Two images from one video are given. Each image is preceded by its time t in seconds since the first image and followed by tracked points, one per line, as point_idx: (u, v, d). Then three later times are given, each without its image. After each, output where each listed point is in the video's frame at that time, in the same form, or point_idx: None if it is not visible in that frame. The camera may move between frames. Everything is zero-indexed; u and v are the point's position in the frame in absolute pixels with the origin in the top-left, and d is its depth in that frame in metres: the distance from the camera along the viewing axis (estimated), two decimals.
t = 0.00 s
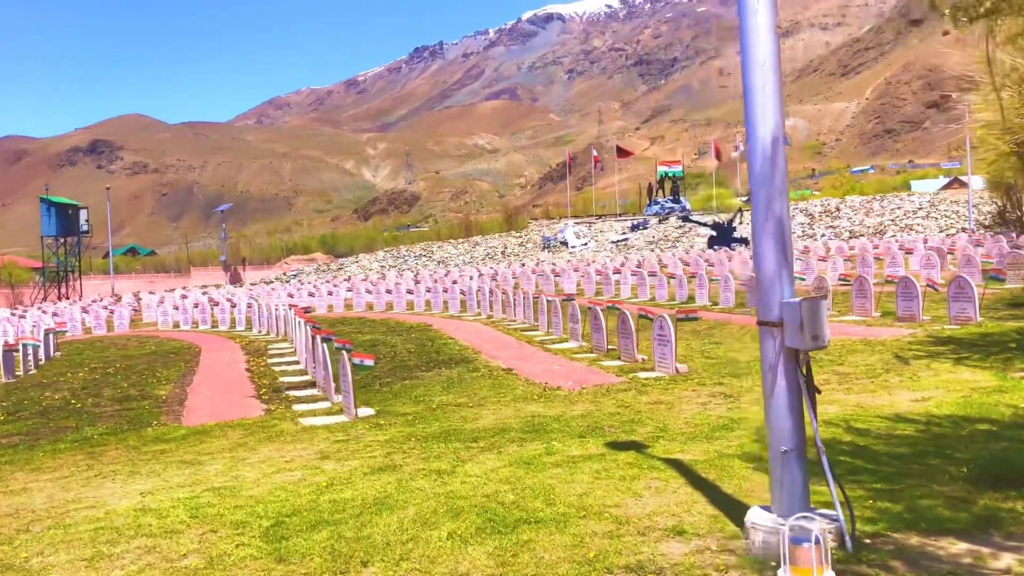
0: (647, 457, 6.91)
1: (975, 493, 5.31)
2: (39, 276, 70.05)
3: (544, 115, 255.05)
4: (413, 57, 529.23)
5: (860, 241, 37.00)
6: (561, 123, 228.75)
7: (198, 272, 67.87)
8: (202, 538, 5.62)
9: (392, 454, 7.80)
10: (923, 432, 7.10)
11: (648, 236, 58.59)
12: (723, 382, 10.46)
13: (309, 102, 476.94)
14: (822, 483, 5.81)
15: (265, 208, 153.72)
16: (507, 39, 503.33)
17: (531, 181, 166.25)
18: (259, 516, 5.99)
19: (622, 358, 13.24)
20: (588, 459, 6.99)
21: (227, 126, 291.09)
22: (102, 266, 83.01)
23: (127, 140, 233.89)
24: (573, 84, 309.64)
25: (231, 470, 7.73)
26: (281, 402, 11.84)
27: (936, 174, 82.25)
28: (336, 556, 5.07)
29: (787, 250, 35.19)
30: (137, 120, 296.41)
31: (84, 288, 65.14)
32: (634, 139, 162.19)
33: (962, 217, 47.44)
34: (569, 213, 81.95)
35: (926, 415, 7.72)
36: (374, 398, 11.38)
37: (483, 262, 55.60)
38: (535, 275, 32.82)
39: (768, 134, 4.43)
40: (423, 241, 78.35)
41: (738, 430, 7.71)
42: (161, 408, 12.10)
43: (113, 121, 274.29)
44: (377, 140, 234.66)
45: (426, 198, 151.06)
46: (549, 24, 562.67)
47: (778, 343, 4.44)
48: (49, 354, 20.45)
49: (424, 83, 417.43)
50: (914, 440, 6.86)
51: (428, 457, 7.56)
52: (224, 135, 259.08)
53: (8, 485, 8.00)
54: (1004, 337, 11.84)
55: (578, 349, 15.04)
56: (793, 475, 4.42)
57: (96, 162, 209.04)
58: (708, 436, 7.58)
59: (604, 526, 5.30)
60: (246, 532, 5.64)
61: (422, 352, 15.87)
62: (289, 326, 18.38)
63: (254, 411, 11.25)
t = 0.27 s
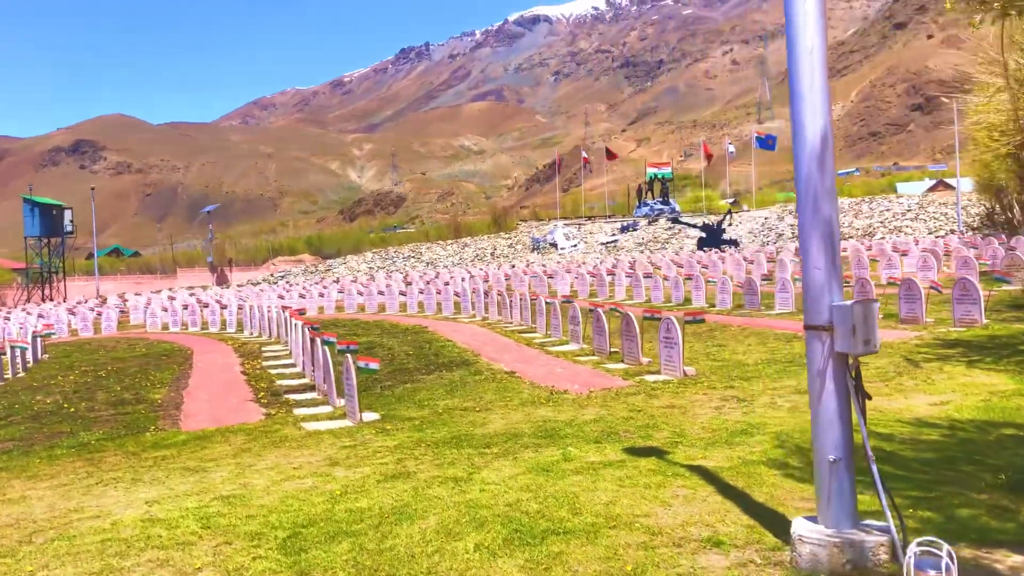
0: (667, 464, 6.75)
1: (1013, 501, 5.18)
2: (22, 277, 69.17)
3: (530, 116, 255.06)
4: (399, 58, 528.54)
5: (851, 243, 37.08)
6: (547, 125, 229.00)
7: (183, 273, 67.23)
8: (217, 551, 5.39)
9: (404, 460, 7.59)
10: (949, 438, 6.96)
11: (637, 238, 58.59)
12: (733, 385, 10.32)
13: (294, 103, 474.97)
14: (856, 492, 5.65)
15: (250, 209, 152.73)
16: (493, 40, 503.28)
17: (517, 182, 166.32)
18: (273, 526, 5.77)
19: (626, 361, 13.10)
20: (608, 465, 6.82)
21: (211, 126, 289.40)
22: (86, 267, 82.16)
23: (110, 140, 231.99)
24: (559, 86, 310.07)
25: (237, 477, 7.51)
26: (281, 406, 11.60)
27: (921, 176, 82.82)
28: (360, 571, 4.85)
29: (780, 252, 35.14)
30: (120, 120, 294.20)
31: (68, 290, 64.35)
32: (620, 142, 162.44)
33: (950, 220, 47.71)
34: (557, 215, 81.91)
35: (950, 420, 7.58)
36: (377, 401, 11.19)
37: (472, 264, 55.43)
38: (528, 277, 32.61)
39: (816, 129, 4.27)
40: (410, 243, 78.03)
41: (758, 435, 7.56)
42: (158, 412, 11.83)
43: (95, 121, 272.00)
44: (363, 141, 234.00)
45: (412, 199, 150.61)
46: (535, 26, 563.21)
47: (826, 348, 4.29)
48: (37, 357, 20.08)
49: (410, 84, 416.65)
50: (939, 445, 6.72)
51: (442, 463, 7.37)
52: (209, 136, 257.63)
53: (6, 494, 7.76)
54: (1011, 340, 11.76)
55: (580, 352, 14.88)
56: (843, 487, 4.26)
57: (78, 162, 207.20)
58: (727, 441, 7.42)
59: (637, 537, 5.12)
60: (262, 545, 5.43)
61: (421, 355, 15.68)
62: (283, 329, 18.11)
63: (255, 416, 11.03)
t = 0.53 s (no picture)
0: (686, 465, 6.57)
1: None
2: None
3: (512, 116, 254.81)
4: (381, 57, 527.19)
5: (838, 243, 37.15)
6: (530, 125, 229.03)
7: (164, 272, 66.50)
8: (228, 558, 5.16)
9: (412, 461, 7.39)
10: (971, 437, 6.82)
11: (622, 237, 58.58)
12: (740, 385, 10.18)
13: (274, 101, 471.66)
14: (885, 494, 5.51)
15: (230, 208, 151.48)
16: (475, 39, 502.40)
17: (499, 182, 166.15)
18: (280, 533, 5.56)
19: (626, 361, 12.95)
20: (626, 468, 6.63)
21: (190, 125, 287.14)
22: (64, 266, 81.14)
23: (87, 138, 229.49)
24: (541, 86, 310.36)
25: (240, 481, 7.27)
26: (276, 407, 11.35)
27: (902, 177, 83.44)
28: None
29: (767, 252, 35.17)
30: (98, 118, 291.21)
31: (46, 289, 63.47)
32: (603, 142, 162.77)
33: (934, 220, 48.02)
34: (541, 215, 81.83)
35: (967, 420, 7.45)
36: (376, 401, 10.97)
37: (457, 263, 55.20)
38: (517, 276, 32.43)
39: (860, 117, 4.13)
40: (393, 242, 77.68)
41: (774, 436, 7.41)
42: (149, 415, 11.51)
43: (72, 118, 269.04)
44: (345, 140, 232.97)
45: (394, 198, 149.92)
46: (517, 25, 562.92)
47: (873, 344, 4.13)
48: (19, 357, 19.66)
49: (391, 83, 415.09)
50: (960, 445, 6.58)
51: (453, 465, 7.17)
52: (188, 134, 255.48)
53: None
54: (1013, 339, 11.70)
55: (577, 352, 14.69)
56: (889, 486, 4.12)
57: (55, 160, 204.81)
58: (745, 441, 7.28)
59: (668, 541, 4.94)
60: (274, 550, 5.22)
61: (415, 354, 15.43)
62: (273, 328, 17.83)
63: (250, 418, 10.74)
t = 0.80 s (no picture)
0: (711, 471, 6.41)
1: None
2: None
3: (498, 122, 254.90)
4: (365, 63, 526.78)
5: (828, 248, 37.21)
6: (515, 131, 229.29)
7: (149, 278, 65.84)
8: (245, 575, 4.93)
9: (425, 469, 7.19)
10: (999, 443, 6.68)
11: (611, 243, 58.54)
12: (751, 389, 10.04)
13: (258, 107, 469.79)
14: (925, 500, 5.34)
15: (214, 214, 150.51)
16: (459, 46, 502.55)
17: (485, 187, 166.05)
18: (297, 545, 5.34)
19: (630, 365, 12.81)
20: (649, 475, 6.45)
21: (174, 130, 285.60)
22: (46, 273, 80.28)
23: (69, 144, 227.65)
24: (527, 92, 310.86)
25: (247, 490, 7.04)
26: (276, 413, 11.12)
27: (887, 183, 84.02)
28: None
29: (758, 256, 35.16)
30: (80, 123, 289.10)
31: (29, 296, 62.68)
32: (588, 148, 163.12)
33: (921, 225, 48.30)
34: (528, 220, 81.78)
35: (992, 425, 7.30)
36: (379, 407, 10.77)
37: (445, 269, 54.96)
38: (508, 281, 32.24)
39: (917, 115, 3.99)
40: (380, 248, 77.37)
41: (799, 441, 7.24)
42: (145, 421, 11.25)
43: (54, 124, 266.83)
44: (329, 146, 232.33)
45: (379, 204, 149.43)
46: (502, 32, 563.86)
47: (930, 346, 3.97)
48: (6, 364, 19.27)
49: (376, 89, 414.54)
50: (990, 450, 6.42)
51: (470, 473, 6.97)
52: (171, 139, 253.93)
53: None
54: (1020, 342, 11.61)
55: (578, 357, 14.52)
56: (946, 495, 3.96)
57: (37, 166, 203.00)
58: (766, 447, 7.13)
59: (705, 551, 4.76)
60: (293, 565, 5.00)
61: (414, 360, 15.22)
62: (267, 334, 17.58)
63: (250, 424, 10.51)
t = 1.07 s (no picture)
0: (741, 474, 6.26)
1: None
2: None
3: (485, 119, 254.58)
4: (352, 60, 525.50)
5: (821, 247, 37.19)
6: (503, 129, 229.35)
7: (136, 275, 65.27)
8: None
9: (443, 470, 7.06)
10: None
11: (601, 241, 58.54)
12: (764, 388, 9.92)
13: (244, 103, 467.31)
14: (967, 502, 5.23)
15: (200, 211, 149.53)
16: (446, 43, 501.69)
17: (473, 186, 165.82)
18: (322, 550, 5.17)
19: (636, 364, 12.69)
20: (678, 477, 6.30)
21: (158, 126, 283.62)
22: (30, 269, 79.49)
23: (52, 140, 225.73)
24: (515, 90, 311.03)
25: (260, 491, 6.85)
26: (279, 412, 10.91)
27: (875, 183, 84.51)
28: None
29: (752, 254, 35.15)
30: (63, 119, 286.67)
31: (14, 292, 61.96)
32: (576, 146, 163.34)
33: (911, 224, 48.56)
34: (517, 218, 81.71)
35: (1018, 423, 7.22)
36: (387, 407, 10.59)
37: (435, 266, 54.74)
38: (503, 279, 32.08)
39: (982, 116, 3.96)
40: (368, 245, 77.07)
41: (824, 442, 7.14)
42: (145, 421, 11.01)
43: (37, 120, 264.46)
44: (316, 143, 231.49)
45: (366, 201, 148.85)
46: (490, 29, 563.14)
47: (995, 346, 3.89)
48: None
49: (363, 87, 413.15)
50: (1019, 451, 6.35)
51: (491, 474, 6.82)
52: (156, 136, 252.39)
53: None
54: None
55: (582, 355, 14.38)
56: (1010, 499, 3.87)
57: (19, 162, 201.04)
58: (791, 448, 7.01)
59: (747, 557, 4.62)
60: (323, 572, 4.83)
61: (413, 358, 15.04)
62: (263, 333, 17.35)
63: (253, 423, 10.30)
